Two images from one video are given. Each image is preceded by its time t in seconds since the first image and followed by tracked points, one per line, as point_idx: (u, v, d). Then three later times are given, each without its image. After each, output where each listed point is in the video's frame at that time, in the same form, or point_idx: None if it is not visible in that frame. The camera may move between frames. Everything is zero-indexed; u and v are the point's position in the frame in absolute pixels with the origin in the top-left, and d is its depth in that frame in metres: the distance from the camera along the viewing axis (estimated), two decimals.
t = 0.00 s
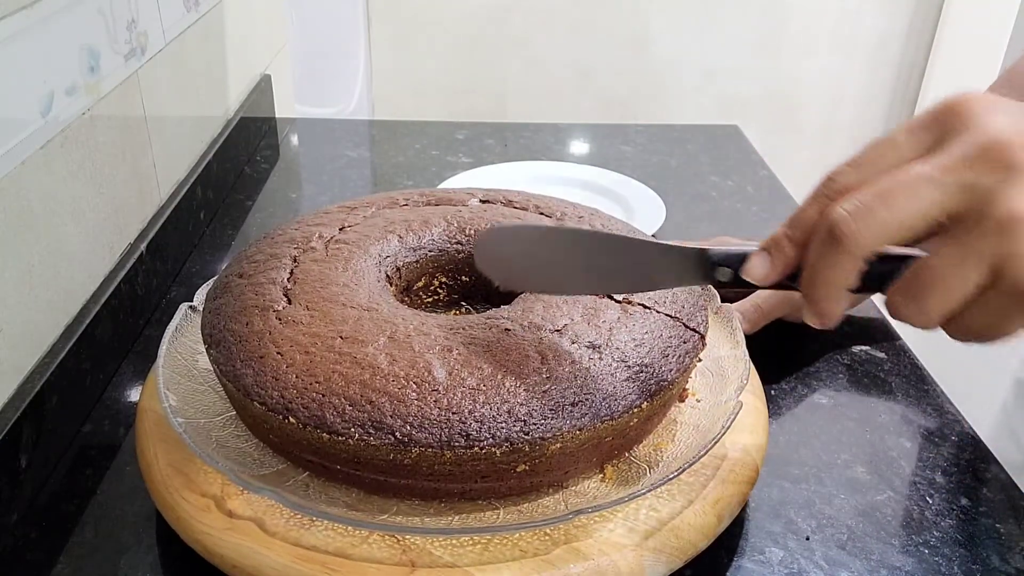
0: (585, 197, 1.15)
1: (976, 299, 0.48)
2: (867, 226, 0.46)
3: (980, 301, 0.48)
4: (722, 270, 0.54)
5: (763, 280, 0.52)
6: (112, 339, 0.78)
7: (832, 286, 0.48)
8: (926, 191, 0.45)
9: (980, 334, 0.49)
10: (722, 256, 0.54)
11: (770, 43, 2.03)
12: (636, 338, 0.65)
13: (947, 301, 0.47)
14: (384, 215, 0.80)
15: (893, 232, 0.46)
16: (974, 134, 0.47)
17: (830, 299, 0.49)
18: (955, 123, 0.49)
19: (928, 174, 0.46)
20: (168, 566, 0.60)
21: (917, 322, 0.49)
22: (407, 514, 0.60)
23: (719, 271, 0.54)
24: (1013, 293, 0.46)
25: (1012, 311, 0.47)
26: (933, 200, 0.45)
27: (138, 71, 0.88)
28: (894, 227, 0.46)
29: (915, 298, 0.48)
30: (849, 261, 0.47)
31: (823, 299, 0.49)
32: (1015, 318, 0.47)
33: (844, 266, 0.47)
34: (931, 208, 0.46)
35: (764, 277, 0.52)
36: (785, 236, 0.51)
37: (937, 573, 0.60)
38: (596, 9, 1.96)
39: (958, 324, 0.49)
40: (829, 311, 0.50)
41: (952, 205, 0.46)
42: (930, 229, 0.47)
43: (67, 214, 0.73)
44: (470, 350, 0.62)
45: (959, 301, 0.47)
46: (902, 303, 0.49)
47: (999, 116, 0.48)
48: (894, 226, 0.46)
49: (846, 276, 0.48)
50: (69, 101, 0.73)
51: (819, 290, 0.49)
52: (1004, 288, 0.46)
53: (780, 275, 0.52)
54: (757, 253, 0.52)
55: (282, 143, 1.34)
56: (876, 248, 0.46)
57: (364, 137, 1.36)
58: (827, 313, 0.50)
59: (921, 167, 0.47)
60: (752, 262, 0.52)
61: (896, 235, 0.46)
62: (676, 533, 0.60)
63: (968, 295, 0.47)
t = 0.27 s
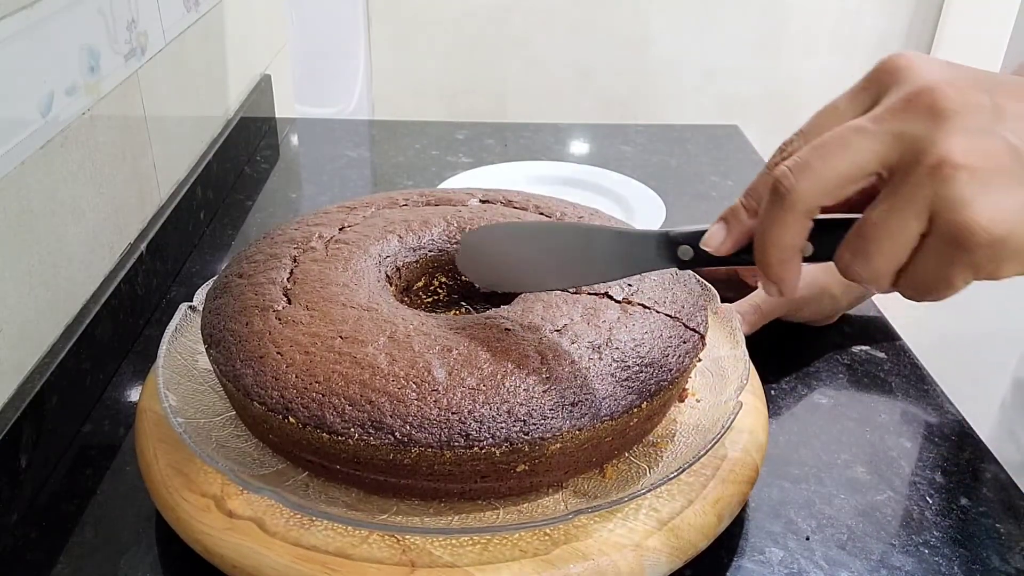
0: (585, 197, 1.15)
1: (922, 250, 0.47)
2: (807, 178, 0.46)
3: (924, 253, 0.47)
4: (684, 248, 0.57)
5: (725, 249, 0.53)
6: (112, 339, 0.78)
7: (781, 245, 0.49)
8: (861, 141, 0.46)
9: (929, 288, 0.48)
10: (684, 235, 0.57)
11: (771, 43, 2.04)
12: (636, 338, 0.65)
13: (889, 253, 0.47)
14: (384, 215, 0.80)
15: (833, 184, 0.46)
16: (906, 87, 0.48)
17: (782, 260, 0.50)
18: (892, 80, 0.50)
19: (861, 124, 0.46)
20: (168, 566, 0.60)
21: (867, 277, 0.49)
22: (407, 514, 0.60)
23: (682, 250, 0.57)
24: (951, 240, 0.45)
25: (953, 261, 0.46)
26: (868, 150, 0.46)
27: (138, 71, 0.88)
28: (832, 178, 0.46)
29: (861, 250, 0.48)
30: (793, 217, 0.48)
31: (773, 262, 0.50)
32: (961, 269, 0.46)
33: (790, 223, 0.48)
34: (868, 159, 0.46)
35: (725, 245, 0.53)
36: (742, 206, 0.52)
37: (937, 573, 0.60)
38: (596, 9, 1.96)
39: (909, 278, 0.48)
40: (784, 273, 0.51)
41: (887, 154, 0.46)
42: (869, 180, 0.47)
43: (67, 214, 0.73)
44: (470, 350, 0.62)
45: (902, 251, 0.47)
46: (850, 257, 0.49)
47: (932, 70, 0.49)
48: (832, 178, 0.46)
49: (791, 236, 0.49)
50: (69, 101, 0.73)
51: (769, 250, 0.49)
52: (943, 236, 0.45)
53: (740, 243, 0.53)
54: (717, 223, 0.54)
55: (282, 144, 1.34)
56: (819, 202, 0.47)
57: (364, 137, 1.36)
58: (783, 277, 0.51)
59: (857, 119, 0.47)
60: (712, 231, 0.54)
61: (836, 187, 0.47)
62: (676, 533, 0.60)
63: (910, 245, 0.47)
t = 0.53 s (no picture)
0: (585, 197, 1.15)
1: (900, 236, 0.48)
2: (785, 166, 0.49)
3: (903, 238, 0.48)
4: (672, 244, 0.57)
5: (709, 240, 0.55)
6: (112, 339, 0.78)
7: (763, 232, 0.51)
8: (837, 128, 0.48)
9: (912, 273, 0.49)
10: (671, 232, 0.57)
11: (770, 43, 2.04)
12: (637, 337, 0.65)
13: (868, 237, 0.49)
14: (383, 215, 0.80)
15: (810, 171, 0.48)
16: (881, 73, 0.50)
17: (764, 248, 0.52)
18: (868, 70, 0.52)
19: (837, 112, 0.48)
20: (169, 566, 0.60)
21: (849, 263, 0.50)
22: (407, 514, 0.60)
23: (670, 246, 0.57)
24: (927, 223, 0.46)
25: (932, 244, 0.47)
26: (843, 137, 0.48)
27: (138, 71, 0.88)
28: (809, 165, 0.48)
29: (843, 237, 0.50)
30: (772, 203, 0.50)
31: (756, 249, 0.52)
32: (939, 253, 0.47)
33: (771, 210, 0.50)
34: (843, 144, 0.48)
35: (709, 236, 0.55)
36: (726, 199, 0.54)
37: (937, 573, 0.60)
38: (596, 9, 1.96)
39: (891, 264, 0.50)
40: (767, 261, 0.52)
41: (863, 140, 0.48)
42: (847, 166, 0.49)
43: (67, 214, 0.73)
44: (471, 350, 0.62)
45: (882, 236, 0.48)
46: (832, 245, 0.50)
47: (907, 57, 0.50)
48: (810, 165, 0.48)
49: (772, 223, 0.51)
50: (69, 101, 0.73)
51: (749, 239, 0.51)
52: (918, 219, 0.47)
53: (724, 234, 0.55)
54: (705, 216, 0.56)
55: (282, 144, 1.34)
56: (799, 189, 0.49)
57: (364, 137, 1.36)
58: (767, 265, 0.53)
59: (834, 107, 0.49)
60: (697, 224, 0.55)
61: (814, 174, 0.49)
62: (676, 533, 0.60)
63: (889, 230, 0.48)
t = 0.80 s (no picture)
0: (585, 197, 1.15)
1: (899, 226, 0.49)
2: (781, 159, 0.49)
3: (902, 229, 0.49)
4: (672, 247, 0.57)
5: (708, 238, 0.55)
6: (112, 339, 0.78)
7: (760, 228, 0.52)
8: (831, 120, 0.49)
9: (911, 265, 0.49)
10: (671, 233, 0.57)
11: (770, 43, 2.04)
12: (637, 338, 0.65)
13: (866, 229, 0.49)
14: (383, 215, 0.80)
15: (806, 163, 0.49)
16: (873, 68, 0.51)
17: (762, 245, 0.52)
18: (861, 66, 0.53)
19: (831, 105, 0.49)
20: (168, 566, 0.60)
21: (849, 257, 0.50)
22: (407, 514, 0.60)
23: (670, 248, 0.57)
24: (924, 213, 0.47)
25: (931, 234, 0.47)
26: (838, 129, 0.49)
27: (138, 71, 0.88)
28: (805, 158, 0.49)
29: (842, 230, 0.50)
30: (769, 198, 0.50)
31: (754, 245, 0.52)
32: (939, 241, 0.47)
33: (768, 204, 0.51)
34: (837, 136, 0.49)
35: (708, 233, 0.55)
36: (725, 196, 0.55)
37: (937, 573, 0.60)
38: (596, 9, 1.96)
39: (891, 256, 0.50)
40: (765, 259, 0.53)
41: (857, 131, 0.49)
42: (842, 159, 0.50)
43: (66, 214, 0.73)
44: (470, 350, 0.62)
45: (881, 227, 0.49)
46: (832, 239, 0.51)
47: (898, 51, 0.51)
48: (805, 157, 0.49)
49: (769, 217, 0.51)
50: (68, 101, 0.73)
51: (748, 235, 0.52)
52: (915, 207, 0.47)
53: (722, 231, 0.55)
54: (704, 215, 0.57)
55: (282, 143, 1.34)
56: (795, 182, 0.50)
57: (364, 137, 1.36)
58: (766, 263, 0.53)
59: (829, 101, 0.50)
60: (697, 223, 0.56)
61: (810, 166, 0.49)
62: (676, 532, 0.60)
63: (887, 221, 0.48)
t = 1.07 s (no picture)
0: (585, 198, 1.15)
1: (899, 216, 0.49)
2: (780, 151, 0.49)
3: (901, 218, 0.49)
4: (673, 242, 0.57)
5: (708, 231, 0.56)
6: (112, 339, 0.78)
7: (760, 220, 0.52)
8: (829, 111, 0.49)
9: (911, 254, 0.50)
10: (671, 230, 0.58)
11: (771, 43, 2.04)
12: (637, 338, 0.65)
13: (867, 219, 0.49)
14: (384, 215, 0.80)
15: (804, 154, 0.49)
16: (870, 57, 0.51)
17: (762, 237, 0.52)
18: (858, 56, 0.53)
19: (829, 96, 0.49)
20: (168, 567, 0.60)
21: (850, 248, 0.51)
22: (407, 514, 0.60)
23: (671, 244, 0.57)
24: (924, 202, 0.47)
25: (930, 223, 0.48)
26: (837, 121, 0.49)
27: (138, 71, 0.88)
28: (804, 150, 0.49)
29: (842, 221, 0.50)
30: (769, 191, 0.50)
31: (754, 238, 0.52)
32: (938, 230, 0.48)
33: (767, 197, 0.51)
34: (837, 128, 0.49)
35: (708, 227, 0.56)
36: (726, 190, 0.55)
37: (937, 573, 0.60)
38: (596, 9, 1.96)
39: (892, 245, 0.50)
40: (766, 251, 0.53)
41: (855, 122, 0.49)
42: (841, 149, 0.50)
43: (67, 214, 0.73)
44: (470, 350, 0.62)
45: (881, 217, 0.49)
46: (832, 230, 0.51)
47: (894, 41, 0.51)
48: (803, 148, 0.49)
49: (768, 208, 0.51)
50: (68, 101, 0.73)
51: (749, 228, 0.52)
52: (914, 196, 0.47)
53: (723, 225, 0.56)
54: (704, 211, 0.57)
55: (282, 144, 1.34)
56: (794, 173, 0.50)
57: (364, 137, 1.36)
58: (767, 256, 0.53)
59: (827, 92, 0.50)
60: (696, 218, 0.56)
61: (808, 157, 0.49)
62: (676, 533, 0.60)
63: (886, 210, 0.49)
